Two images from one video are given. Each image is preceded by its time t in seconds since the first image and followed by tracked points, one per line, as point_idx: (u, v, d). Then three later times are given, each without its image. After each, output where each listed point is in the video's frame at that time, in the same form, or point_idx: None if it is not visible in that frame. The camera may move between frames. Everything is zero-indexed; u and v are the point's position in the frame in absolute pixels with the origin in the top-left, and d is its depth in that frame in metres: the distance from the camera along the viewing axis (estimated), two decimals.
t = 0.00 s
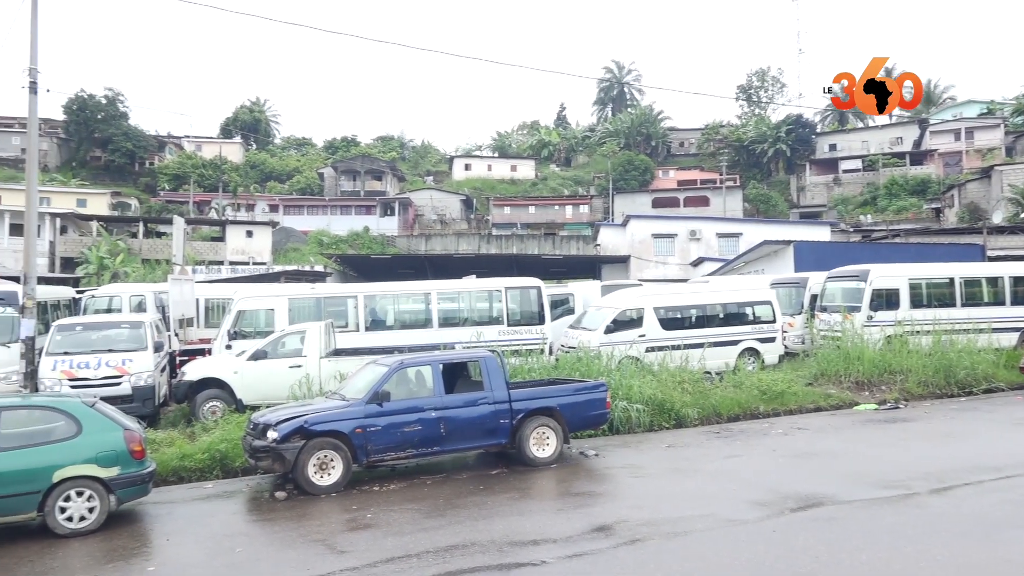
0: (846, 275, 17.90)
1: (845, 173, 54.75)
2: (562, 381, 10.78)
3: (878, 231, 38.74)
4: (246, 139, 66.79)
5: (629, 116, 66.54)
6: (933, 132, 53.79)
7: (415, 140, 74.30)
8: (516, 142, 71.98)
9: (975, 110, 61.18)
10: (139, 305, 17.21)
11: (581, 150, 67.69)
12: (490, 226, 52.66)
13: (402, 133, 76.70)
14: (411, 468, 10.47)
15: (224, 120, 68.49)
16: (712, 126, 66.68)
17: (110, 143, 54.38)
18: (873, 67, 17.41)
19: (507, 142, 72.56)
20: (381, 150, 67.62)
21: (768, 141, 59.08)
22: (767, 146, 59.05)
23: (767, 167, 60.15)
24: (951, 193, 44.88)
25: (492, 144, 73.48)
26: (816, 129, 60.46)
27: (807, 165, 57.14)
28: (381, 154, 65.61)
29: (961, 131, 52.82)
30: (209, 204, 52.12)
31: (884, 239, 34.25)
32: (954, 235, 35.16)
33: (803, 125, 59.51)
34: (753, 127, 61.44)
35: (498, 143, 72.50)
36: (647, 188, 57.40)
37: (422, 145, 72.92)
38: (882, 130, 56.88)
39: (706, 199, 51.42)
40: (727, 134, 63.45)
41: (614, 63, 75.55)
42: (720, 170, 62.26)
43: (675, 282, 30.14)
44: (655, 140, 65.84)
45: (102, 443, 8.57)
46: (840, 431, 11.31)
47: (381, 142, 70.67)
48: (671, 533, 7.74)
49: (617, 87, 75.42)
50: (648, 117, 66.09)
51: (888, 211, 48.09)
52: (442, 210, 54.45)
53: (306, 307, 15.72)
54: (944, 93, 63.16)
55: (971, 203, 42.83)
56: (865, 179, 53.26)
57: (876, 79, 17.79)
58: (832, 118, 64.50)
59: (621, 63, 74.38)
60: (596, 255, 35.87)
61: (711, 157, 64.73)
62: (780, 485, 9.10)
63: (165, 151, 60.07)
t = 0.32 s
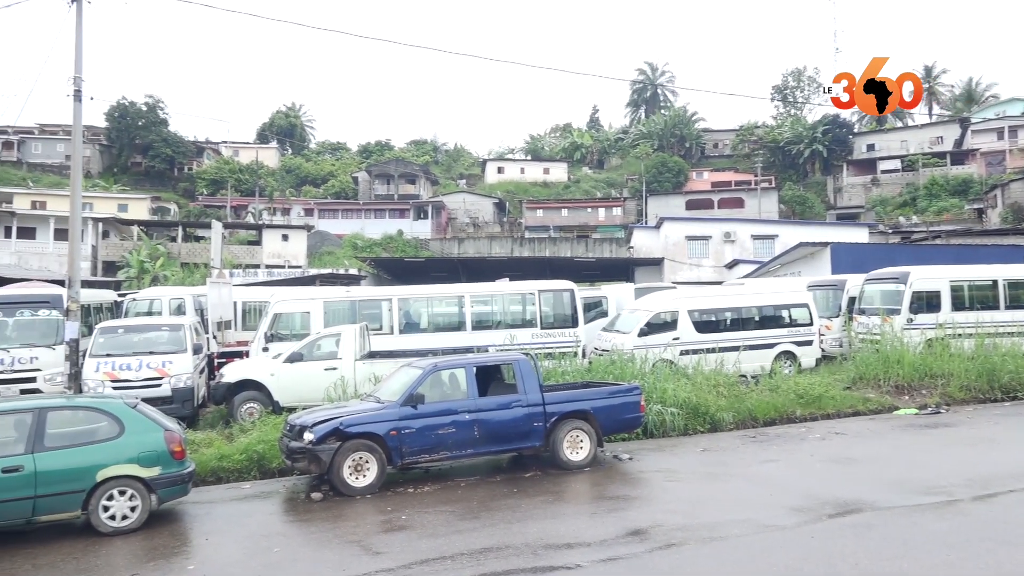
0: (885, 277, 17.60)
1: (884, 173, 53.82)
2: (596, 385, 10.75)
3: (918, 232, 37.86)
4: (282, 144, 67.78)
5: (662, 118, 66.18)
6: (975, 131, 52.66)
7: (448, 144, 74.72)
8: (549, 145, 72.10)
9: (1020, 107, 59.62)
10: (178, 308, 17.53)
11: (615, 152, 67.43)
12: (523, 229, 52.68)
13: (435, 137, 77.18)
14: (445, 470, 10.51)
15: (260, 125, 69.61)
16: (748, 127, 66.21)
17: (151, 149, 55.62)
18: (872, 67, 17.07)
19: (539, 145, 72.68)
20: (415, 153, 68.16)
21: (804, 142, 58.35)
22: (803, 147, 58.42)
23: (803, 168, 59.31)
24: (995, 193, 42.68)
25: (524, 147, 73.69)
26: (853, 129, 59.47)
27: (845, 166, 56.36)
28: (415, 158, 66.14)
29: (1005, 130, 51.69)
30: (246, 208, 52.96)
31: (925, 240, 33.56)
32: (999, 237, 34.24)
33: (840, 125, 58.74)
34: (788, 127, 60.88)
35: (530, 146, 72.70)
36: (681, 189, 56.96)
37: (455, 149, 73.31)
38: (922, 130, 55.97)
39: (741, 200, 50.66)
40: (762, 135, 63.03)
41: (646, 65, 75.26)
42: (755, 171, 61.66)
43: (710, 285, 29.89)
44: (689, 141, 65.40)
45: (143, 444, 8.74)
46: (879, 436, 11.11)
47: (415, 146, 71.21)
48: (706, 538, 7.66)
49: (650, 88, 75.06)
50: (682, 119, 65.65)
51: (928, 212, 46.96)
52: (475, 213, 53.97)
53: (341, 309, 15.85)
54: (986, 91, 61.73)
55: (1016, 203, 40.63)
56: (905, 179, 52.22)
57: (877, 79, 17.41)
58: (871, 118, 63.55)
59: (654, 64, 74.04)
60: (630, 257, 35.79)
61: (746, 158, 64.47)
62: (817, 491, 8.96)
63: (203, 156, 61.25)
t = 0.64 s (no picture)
0: (924, 281, 17.32)
1: (922, 176, 53.05)
2: (628, 389, 10.71)
3: (958, 235, 37.02)
4: (316, 149, 68.60)
5: (694, 121, 65.74)
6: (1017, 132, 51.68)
7: (480, 148, 74.98)
8: (580, 149, 72.15)
9: None
10: (215, 311, 17.79)
11: (646, 155, 67.19)
12: (554, 232, 52.66)
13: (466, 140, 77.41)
14: (477, 474, 10.55)
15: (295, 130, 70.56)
16: (782, 130, 65.12)
17: (188, 154, 56.68)
18: (872, 67, 16.71)
19: (571, 148, 72.69)
20: (447, 157, 68.54)
21: (840, 145, 56.59)
22: (838, 150, 56.82)
23: (839, 171, 57.58)
24: None
25: (555, 151, 73.79)
26: (890, 131, 58.46)
27: (882, 169, 55.70)
28: (446, 162, 66.54)
29: None
30: (280, 212, 53.71)
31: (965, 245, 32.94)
32: None
33: (876, 128, 57.35)
34: (823, 130, 59.11)
35: (562, 149, 72.80)
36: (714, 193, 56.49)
37: (486, 153, 73.55)
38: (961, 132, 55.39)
39: (774, 203, 49.89)
40: (796, 138, 60.92)
41: (678, 67, 74.92)
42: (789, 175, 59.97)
43: (742, 290, 29.63)
44: (722, 144, 64.92)
45: (181, 444, 8.88)
46: (918, 443, 10.94)
47: (446, 150, 71.58)
48: (739, 545, 7.59)
49: (682, 91, 74.64)
50: (715, 121, 65.19)
51: (967, 214, 45.94)
52: (506, 218, 53.93)
53: (373, 312, 15.98)
54: None
55: None
56: (943, 182, 51.36)
57: (877, 80, 16.89)
58: (908, 119, 62.61)
59: (687, 66, 73.70)
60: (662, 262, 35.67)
61: (780, 161, 62.33)
62: (853, 499, 8.83)
63: (238, 160, 62.27)
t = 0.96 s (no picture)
0: (970, 284, 16.99)
1: (967, 177, 51.90)
2: (666, 395, 10.65)
3: (1007, 237, 36.01)
4: (353, 156, 69.42)
5: (732, 123, 65.07)
6: None
7: (515, 154, 75.11)
8: (615, 152, 72.00)
9: None
10: (256, 317, 18.09)
11: (683, 158, 66.81)
12: (589, 237, 52.47)
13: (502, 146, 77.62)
14: (514, 479, 10.55)
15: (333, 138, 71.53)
16: (820, 130, 62.46)
17: (228, 163, 57.80)
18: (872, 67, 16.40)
19: (606, 152, 72.52)
20: (482, 162, 68.78)
21: (880, 146, 54.61)
22: (879, 151, 54.43)
23: (880, 173, 55.16)
24: None
25: (591, 155, 73.69)
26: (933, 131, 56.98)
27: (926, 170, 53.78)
28: (482, 167, 66.87)
29: None
30: (318, 219, 54.48)
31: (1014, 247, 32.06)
32: None
33: (919, 128, 55.51)
34: (864, 131, 56.45)
35: (597, 153, 72.73)
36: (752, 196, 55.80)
37: (522, 158, 73.66)
38: (1008, 131, 53.86)
39: (815, 207, 48.87)
40: (836, 139, 58.15)
41: (715, 70, 74.37)
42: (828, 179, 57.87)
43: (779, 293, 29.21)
44: (760, 147, 64.09)
45: (224, 447, 9.04)
46: (965, 451, 10.69)
47: (482, 155, 71.81)
48: (780, 553, 7.48)
49: (719, 94, 74.08)
50: (752, 124, 64.40)
51: (1015, 216, 44.80)
52: (542, 222, 54.54)
53: (411, 318, 16.10)
54: None
55: None
56: (990, 183, 50.15)
57: (877, 79, 16.01)
58: (952, 119, 61.16)
59: (724, 69, 73.12)
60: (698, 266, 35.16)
61: (819, 163, 59.81)
62: (896, 507, 8.65)
63: (277, 168, 63.27)
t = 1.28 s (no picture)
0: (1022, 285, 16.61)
1: (1016, 175, 50.66)
2: (706, 398, 10.57)
3: None
4: (391, 160, 70.13)
5: (772, 123, 64.15)
6: None
7: (552, 156, 75.09)
8: (653, 154, 71.71)
9: None
10: (297, 320, 18.36)
11: (722, 159, 66.33)
12: (627, 239, 52.30)
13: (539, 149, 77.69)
14: (553, 481, 10.56)
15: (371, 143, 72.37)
16: (863, 129, 61.59)
17: (270, 168, 59.06)
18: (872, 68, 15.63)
19: (643, 154, 72.21)
20: (519, 165, 68.88)
21: (926, 144, 53.48)
22: (924, 149, 53.41)
23: (925, 172, 54.19)
24: None
25: (628, 157, 73.39)
26: (980, 128, 55.33)
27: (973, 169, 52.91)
28: (519, 170, 67.00)
29: None
30: (357, 223, 55.17)
31: None
32: None
33: (966, 125, 54.18)
34: (908, 129, 55.64)
35: (635, 155, 72.44)
36: (792, 197, 54.93)
37: (558, 160, 73.65)
38: None
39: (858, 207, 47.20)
40: (880, 138, 57.33)
41: (754, 70, 73.51)
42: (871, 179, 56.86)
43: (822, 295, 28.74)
44: (801, 147, 62.91)
45: (268, 448, 9.18)
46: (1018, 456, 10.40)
47: (519, 159, 71.89)
48: (825, 558, 7.36)
49: (757, 94, 73.28)
50: (793, 123, 63.34)
51: None
52: (579, 224, 54.11)
53: (450, 321, 16.20)
54: None
55: None
56: None
57: (876, 78, 15.06)
58: (1001, 115, 59.32)
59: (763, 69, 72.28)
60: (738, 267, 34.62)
61: (862, 162, 58.89)
62: (945, 514, 8.44)
63: (317, 173, 64.18)
